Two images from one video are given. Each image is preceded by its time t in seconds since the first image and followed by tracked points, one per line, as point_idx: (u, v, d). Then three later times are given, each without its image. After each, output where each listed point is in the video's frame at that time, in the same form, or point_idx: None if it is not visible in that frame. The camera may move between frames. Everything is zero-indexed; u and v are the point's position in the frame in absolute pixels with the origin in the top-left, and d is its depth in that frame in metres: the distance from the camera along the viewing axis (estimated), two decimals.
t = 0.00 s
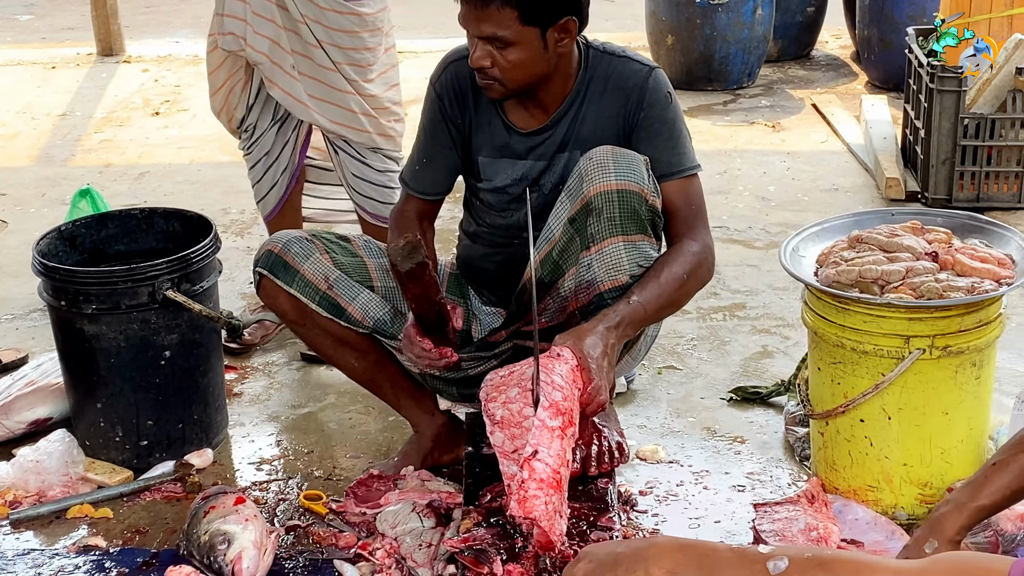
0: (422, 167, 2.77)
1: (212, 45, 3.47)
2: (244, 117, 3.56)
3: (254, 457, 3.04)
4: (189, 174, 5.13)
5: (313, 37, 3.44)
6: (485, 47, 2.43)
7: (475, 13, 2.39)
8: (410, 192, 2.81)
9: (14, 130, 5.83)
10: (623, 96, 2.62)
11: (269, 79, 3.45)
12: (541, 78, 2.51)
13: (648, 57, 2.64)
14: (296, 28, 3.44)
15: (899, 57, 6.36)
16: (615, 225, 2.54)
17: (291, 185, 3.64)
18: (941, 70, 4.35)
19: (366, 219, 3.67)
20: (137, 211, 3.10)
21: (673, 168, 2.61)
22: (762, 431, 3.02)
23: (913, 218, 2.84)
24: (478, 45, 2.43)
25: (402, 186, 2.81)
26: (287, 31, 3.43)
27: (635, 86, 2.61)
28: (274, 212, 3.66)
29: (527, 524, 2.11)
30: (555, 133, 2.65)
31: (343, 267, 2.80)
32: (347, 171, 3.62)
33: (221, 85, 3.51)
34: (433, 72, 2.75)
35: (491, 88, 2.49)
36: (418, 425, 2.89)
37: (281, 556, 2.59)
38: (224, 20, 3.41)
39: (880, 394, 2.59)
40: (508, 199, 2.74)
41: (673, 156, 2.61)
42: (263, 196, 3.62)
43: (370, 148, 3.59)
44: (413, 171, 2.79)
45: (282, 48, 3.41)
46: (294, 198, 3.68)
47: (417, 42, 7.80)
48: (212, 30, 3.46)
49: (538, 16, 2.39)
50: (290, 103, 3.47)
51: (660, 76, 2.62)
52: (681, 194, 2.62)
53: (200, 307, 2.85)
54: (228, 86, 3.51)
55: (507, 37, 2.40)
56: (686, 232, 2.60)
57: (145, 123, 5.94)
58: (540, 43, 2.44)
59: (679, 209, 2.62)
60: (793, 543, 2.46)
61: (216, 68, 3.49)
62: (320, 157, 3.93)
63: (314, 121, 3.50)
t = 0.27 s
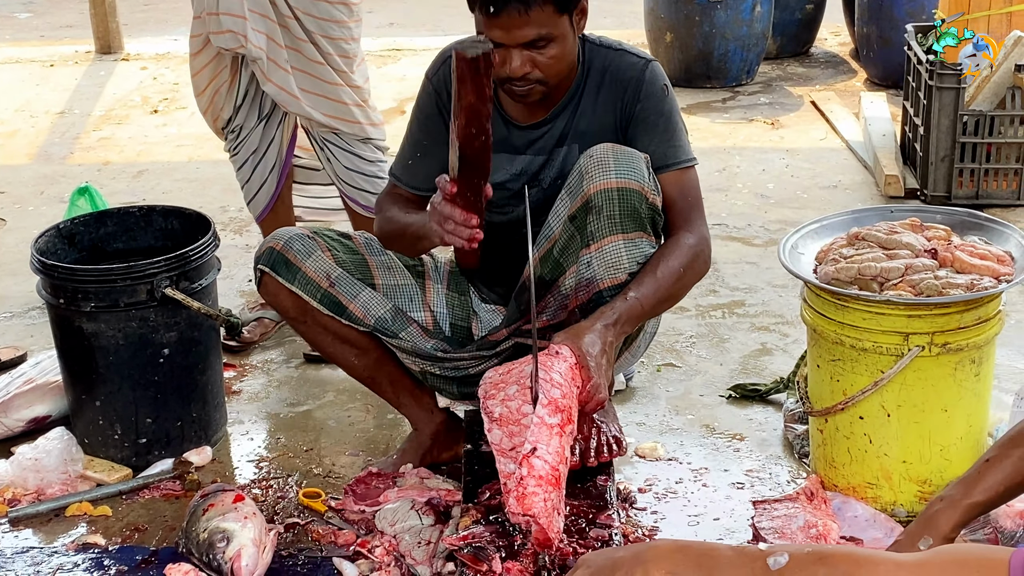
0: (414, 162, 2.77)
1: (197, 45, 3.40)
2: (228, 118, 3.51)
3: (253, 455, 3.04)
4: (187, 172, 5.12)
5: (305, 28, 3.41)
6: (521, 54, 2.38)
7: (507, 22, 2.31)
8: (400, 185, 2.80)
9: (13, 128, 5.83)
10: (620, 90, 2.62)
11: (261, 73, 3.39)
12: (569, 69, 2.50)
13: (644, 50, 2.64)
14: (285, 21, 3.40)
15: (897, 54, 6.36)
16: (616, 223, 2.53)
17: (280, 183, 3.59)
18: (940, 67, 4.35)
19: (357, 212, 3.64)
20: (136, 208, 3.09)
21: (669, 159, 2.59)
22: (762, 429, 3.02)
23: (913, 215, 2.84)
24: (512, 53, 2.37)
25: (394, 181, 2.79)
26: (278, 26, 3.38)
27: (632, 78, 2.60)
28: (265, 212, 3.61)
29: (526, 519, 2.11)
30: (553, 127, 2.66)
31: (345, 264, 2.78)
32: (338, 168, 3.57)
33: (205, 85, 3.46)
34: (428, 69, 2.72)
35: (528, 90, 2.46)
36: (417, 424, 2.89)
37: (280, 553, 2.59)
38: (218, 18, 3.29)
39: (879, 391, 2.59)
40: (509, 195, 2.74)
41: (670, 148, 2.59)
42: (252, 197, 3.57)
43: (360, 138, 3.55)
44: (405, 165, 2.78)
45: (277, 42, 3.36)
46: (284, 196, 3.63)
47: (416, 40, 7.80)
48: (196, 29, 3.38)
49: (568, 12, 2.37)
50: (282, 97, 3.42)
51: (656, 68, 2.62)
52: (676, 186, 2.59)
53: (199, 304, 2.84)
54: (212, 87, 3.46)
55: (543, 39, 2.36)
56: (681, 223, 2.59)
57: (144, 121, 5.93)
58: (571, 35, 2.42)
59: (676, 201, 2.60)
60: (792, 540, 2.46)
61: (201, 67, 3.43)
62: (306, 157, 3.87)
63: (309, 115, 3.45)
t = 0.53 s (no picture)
0: (426, 163, 2.70)
1: (193, 41, 3.41)
2: (223, 114, 3.51)
3: (250, 453, 3.04)
4: (185, 170, 5.12)
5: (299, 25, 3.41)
6: (543, 35, 2.35)
7: None
8: (413, 187, 2.71)
9: (11, 126, 5.83)
10: (621, 85, 2.62)
11: (256, 70, 3.37)
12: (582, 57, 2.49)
13: (644, 47, 2.64)
14: (280, 18, 3.39)
15: (896, 52, 6.35)
16: (611, 218, 2.53)
17: (276, 180, 3.58)
18: (938, 64, 4.35)
19: (345, 209, 3.58)
20: (132, 207, 3.09)
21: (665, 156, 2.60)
22: (759, 427, 3.02)
23: (910, 213, 2.83)
24: (533, 35, 2.35)
25: (405, 183, 2.71)
26: (274, 22, 3.37)
27: (633, 75, 2.61)
28: (261, 215, 3.62)
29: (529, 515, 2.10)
30: (556, 122, 2.65)
31: (345, 265, 2.79)
32: (327, 166, 3.50)
33: (199, 82, 3.47)
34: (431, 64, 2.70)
35: (545, 74, 2.43)
36: (414, 423, 2.89)
37: (277, 551, 2.59)
38: (216, 14, 3.29)
39: (876, 389, 2.59)
40: (509, 191, 2.73)
41: (667, 145, 2.60)
42: (251, 195, 3.57)
43: (350, 134, 3.51)
44: (414, 167, 2.71)
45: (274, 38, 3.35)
46: (279, 197, 3.63)
47: (414, 38, 7.79)
48: (190, 26, 3.40)
49: None
50: (279, 93, 3.39)
51: (656, 65, 2.63)
52: (671, 182, 2.60)
53: (196, 303, 2.85)
54: (206, 84, 3.47)
55: (562, 19, 2.34)
56: (680, 220, 2.58)
57: (142, 119, 5.93)
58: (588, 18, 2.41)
59: (671, 197, 2.60)
60: (790, 538, 2.46)
61: (196, 64, 3.44)
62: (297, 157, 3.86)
63: (304, 109, 3.41)
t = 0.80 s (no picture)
0: (423, 167, 2.72)
1: (185, 43, 3.39)
2: (216, 116, 3.51)
3: (249, 453, 3.04)
4: (184, 169, 5.12)
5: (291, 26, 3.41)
6: (546, 58, 2.34)
7: (538, 24, 2.27)
8: (408, 191, 2.75)
9: (10, 126, 5.82)
10: (625, 93, 2.60)
11: (249, 71, 3.36)
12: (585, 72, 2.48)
13: (649, 54, 2.62)
14: (272, 19, 3.38)
15: (894, 51, 6.35)
16: (614, 221, 2.53)
17: (271, 179, 3.57)
18: (937, 63, 4.35)
19: (339, 209, 3.59)
20: (131, 207, 3.09)
21: (670, 165, 2.60)
22: (758, 426, 3.02)
23: (908, 213, 2.83)
24: (536, 58, 2.34)
25: (402, 187, 2.75)
26: (267, 23, 3.36)
27: (638, 83, 2.59)
28: (258, 216, 3.61)
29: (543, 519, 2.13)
30: (558, 129, 2.63)
31: (344, 268, 2.78)
32: (320, 167, 3.51)
33: (191, 83, 3.46)
34: (431, 70, 2.70)
35: (549, 92, 2.45)
36: (413, 423, 2.90)
37: (276, 551, 2.59)
38: (209, 15, 3.27)
39: (874, 388, 2.59)
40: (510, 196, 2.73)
41: (671, 155, 2.60)
42: (246, 197, 3.57)
43: (342, 135, 3.52)
44: (413, 172, 2.73)
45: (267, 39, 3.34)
46: (276, 197, 3.63)
47: (413, 37, 7.79)
48: (182, 27, 3.37)
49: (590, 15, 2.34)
50: (271, 94, 3.38)
51: (661, 73, 2.61)
52: (679, 191, 2.60)
53: (195, 303, 2.85)
54: (197, 86, 3.46)
55: (567, 44, 2.33)
56: (688, 230, 2.59)
57: (141, 119, 5.93)
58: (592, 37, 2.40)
59: (678, 205, 2.61)
60: (788, 538, 2.46)
61: (188, 65, 3.42)
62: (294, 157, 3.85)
63: (297, 111, 3.40)
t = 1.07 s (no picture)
0: (418, 167, 2.73)
1: (182, 42, 3.37)
2: (212, 116, 3.49)
3: (247, 453, 3.04)
4: (182, 169, 5.11)
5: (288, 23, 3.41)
6: (554, 52, 2.35)
7: (548, 15, 2.28)
8: (403, 189, 2.76)
9: (8, 125, 5.82)
10: (626, 98, 2.60)
11: (248, 69, 3.35)
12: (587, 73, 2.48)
13: (651, 61, 2.63)
14: (270, 17, 3.37)
15: (893, 51, 6.35)
16: (611, 219, 2.53)
17: (269, 181, 3.59)
18: (935, 63, 4.35)
19: (335, 209, 3.60)
20: (129, 206, 3.09)
21: (670, 172, 2.60)
22: (756, 426, 3.02)
23: (907, 212, 2.83)
24: (544, 51, 2.34)
25: (397, 185, 2.75)
26: (266, 21, 3.36)
27: (639, 90, 2.60)
28: (255, 218, 3.63)
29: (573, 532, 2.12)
30: (556, 133, 2.63)
31: (343, 270, 2.79)
32: (317, 166, 3.50)
33: (186, 83, 3.44)
34: (431, 69, 2.70)
35: (552, 90, 2.43)
36: (412, 423, 2.90)
37: (275, 550, 2.59)
38: (209, 13, 3.24)
39: (873, 388, 2.59)
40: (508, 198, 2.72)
41: (671, 162, 2.60)
42: (244, 199, 3.58)
43: (338, 133, 3.52)
44: (407, 170, 2.74)
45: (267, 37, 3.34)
46: (273, 197, 3.64)
47: (412, 36, 7.78)
48: (179, 26, 3.35)
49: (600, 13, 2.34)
50: (271, 92, 3.37)
51: (663, 81, 2.62)
52: (680, 200, 2.61)
53: (194, 303, 2.85)
54: (193, 85, 3.44)
55: (575, 37, 2.33)
56: (689, 238, 2.61)
57: (138, 118, 5.92)
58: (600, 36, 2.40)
59: (677, 214, 2.62)
60: (787, 537, 2.46)
61: (184, 65, 3.40)
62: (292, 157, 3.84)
63: (297, 109, 3.40)
